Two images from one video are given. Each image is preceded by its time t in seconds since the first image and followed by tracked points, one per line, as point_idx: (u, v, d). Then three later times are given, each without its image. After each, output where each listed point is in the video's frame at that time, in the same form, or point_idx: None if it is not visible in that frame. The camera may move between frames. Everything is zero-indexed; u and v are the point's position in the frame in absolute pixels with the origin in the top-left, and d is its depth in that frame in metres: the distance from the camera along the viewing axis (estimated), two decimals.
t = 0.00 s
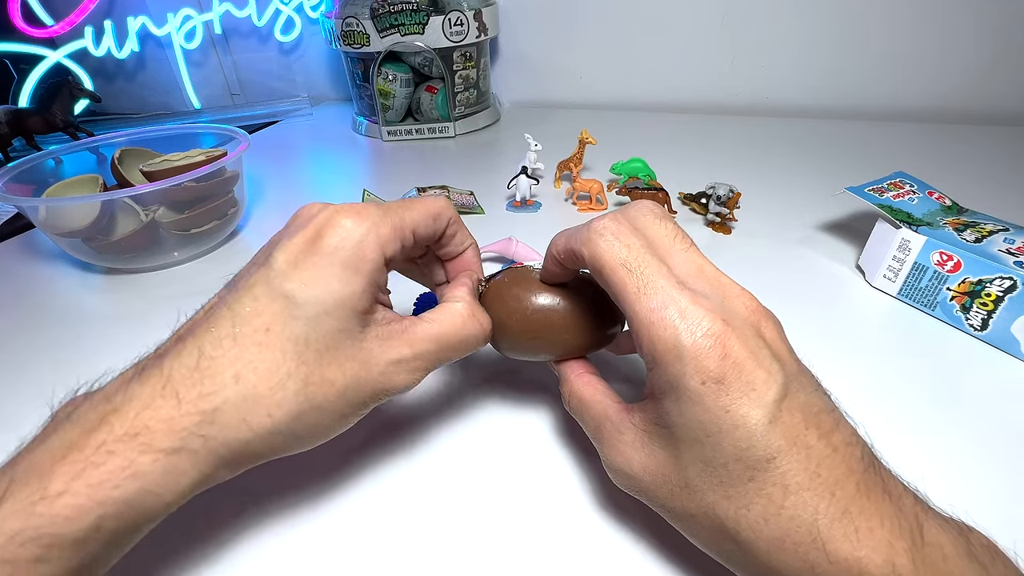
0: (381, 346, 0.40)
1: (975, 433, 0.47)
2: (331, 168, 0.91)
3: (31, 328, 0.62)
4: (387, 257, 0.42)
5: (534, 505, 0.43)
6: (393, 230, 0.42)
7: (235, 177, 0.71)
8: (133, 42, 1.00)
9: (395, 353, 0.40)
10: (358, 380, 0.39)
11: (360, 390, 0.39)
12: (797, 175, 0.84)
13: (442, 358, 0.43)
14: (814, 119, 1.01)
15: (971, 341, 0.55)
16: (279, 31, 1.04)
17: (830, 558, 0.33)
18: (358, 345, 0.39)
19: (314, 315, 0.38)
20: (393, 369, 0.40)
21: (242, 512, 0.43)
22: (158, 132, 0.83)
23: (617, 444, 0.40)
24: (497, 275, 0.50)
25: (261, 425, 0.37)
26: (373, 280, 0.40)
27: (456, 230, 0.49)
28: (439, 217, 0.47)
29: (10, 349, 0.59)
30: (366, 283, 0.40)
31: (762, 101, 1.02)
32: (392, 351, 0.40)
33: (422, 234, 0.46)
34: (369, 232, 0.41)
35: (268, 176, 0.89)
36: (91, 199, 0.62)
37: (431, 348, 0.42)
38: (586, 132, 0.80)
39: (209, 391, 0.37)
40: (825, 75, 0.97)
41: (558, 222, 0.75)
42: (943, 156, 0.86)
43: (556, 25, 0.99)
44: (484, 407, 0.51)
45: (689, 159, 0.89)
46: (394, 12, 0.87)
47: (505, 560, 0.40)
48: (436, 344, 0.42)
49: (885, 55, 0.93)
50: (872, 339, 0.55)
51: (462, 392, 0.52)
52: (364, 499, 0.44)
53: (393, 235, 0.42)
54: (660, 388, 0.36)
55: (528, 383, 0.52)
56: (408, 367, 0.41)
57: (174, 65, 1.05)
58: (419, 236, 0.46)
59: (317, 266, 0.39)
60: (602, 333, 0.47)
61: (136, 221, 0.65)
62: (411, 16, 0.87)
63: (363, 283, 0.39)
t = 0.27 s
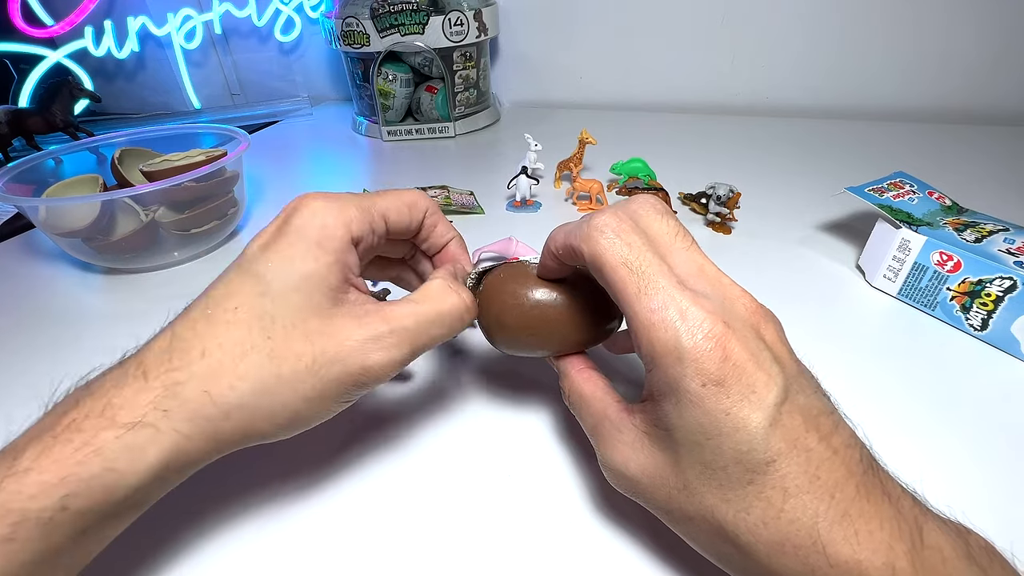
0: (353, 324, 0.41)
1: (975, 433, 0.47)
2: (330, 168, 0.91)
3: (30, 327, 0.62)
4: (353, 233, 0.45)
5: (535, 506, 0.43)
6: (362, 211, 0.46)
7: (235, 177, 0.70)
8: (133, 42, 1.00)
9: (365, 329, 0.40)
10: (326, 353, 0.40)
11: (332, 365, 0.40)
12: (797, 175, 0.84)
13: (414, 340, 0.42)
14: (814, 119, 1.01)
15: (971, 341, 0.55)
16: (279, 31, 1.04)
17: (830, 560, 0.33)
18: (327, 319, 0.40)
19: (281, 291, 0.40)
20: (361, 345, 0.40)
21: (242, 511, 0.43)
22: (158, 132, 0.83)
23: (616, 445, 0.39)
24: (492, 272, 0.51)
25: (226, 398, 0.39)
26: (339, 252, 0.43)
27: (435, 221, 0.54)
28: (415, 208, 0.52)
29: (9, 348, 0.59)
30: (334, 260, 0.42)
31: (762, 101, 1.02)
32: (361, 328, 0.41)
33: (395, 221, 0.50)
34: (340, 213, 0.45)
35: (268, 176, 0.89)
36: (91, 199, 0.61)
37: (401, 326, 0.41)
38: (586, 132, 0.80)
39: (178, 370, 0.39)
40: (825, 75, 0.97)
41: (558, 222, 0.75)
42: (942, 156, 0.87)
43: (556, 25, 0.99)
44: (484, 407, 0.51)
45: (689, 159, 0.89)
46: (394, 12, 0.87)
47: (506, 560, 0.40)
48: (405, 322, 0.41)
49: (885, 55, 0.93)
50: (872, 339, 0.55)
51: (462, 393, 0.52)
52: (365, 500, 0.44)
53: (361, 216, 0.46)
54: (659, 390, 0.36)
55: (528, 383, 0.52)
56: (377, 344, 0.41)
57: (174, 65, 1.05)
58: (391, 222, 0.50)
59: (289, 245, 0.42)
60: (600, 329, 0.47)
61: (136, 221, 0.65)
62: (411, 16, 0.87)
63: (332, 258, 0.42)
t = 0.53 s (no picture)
0: (312, 299, 0.42)
1: (974, 434, 0.47)
2: (331, 168, 0.91)
3: (29, 326, 0.62)
4: (305, 219, 0.48)
5: (536, 505, 0.43)
6: (316, 199, 0.50)
7: (235, 177, 0.70)
8: (133, 42, 1.00)
9: (328, 304, 0.41)
10: (282, 324, 0.41)
11: (287, 335, 0.41)
12: (797, 175, 0.84)
13: (377, 315, 0.42)
14: (814, 119, 1.01)
15: (971, 341, 0.55)
16: (279, 31, 1.04)
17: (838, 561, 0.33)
18: (284, 294, 0.42)
19: (235, 270, 0.43)
20: (321, 318, 0.41)
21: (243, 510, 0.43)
22: (158, 132, 0.83)
23: (621, 444, 0.39)
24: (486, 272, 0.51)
25: (178, 369, 0.40)
26: (292, 234, 0.46)
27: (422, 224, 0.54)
28: (395, 210, 0.54)
29: (9, 348, 0.59)
30: (286, 241, 0.45)
31: (763, 101, 1.02)
32: (325, 302, 0.41)
33: (360, 215, 0.53)
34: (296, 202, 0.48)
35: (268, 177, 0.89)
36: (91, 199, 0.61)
37: (365, 301, 0.42)
38: (586, 132, 0.80)
39: (133, 347, 0.41)
40: (825, 76, 0.97)
41: (558, 222, 0.75)
42: (942, 156, 0.87)
43: (556, 25, 0.99)
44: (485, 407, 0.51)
45: (689, 159, 0.89)
46: (394, 12, 0.87)
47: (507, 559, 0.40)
48: (370, 297, 0.42)
49: (885, 56, 0.93)
50: (874, 339, 0.55)
51: (461, 393, 0.52)
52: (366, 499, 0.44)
53: (316, 204, 0.49)
54: (664, 389, 0.36)
55: (528, 384, 0.52)
56: (339, 318, 0.41)
57: (174, 65, 1.05)
58: (358, 215, 0.53)
59: (245, 228, 0.45)
60: (599, 326, 0.47)
61: (136, 221, 0.65)
62: (411, 16, 0.87)
63: (286, 241, 0.45)
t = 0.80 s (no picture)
0: (348, 318, 0.42)
1: (973, 435, 0.47)
2: (330, 168, 0.91)
3: (30, 327, 0.62)
4: (341, 227, 0.46)
5: (534, 506, 0.43)
6: (348, 204, 0.47)
7: (235, 177, 0.70)
8: (133, 42, 1.00)
9: (363, 322, 0.42)
10: (318, 350, 0.41)
11: (325, 359, 0.41)
12: (797, 175, 0.84)
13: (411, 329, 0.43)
14: (814, 119, 1.01)
15: (971, 341, 0.55)
16: (279, 31, 1.04)
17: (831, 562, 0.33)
18: (314, 317, 0.42)
19: (269, 292, 0.42)
20: (359, 337, 0.41)
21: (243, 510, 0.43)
22: (158, 132, 0.83)
23: (616, 443, 0.39)
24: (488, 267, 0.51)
25: (220, 401, 0.40)
26: (327, 250, 0.44)
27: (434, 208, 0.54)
28: (411, 196, 0.53)
29: (9, 348, 0.59)
30: (321, 258, 0.43)
31: (762, 101, 1.02)
32: (360, 322, 0.42)
33: (386, 211, 0.51)
34: (324, 203, 0.46)
35: (267, 176, 0.89)
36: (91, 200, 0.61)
37: (399, 320, 0.42)
38: (586, 132, 0.80)
39: (174, 378, 0.40)
40: (825, 77, 0.97)
41: (558, 222, 0.75)
42: (942, 156, 0.87)
43: (556, 25, 0.99)
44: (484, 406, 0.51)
45: (689, 159, 0.89)
46: (394, 12, 0.87)
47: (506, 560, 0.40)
48: (405, 315, 0.42)
49: (884, 56, 0.93)
50: (874, 339, 0.55)
51: (461, 392, 0.52)
52: (364, 499, 0.44)
53: (348, 209, 0.47)
54: (658, 389, 0.36)
55: (527, 384, 0.52)
56: (378, 336, 0.42)
57: (174, 65, 1.05)
58: (382, 212, 0.51)
59: (274, 244, 0.43)
60: (597, 326, 0.47)
61: (136, 221, 0.65)
62: (411, 16, 0.87)
63: (320, 256, 0.43)
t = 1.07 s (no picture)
0: (331, 309, 0.42)
1: (973, 434, 0.47)
2: (330, 168, 0.91)
3: (30, 327, 0.62)
4: (332, 227, 0.49)
5: (535, 507, 0.43)
6: (340, 206, 0.50)
7: (235, 177, 0.70)
8: (133, 42, 1.00)
9: (345, 312, 0.42)
10: (300, 337, 0.41)
11: (306, 346, 0.41)
12: (797, 174, 0.84)
13: (396, 320, 0.43)
14: (813, 119, 1.01)
15: (971, 341, 0.55)
16: (279, 31, 1.04)
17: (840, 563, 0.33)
18: (301, 306, 0.43)
19: (258, 287, 0.43)
20: (341, 327, 0.42)
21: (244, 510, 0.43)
22: (158, 132, 0.83)
23: (624, 443, 0.39)
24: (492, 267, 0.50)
25: (199, 385, 0.40)
26: (315, 246, 0.46)
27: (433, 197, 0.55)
28: (406, 192, 0.54)
29: (9, 348, 0.59)
30: (315, 255, 0.46)
31: (762, 101, 1.02)
32: (341, 312, 0.42)
33: (381, 211, 0.53)
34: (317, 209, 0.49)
35: (268, 177, 0.89)
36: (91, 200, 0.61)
37: (381, 307, 0.42)
38: (586, 132, 0.80)
39: (157, 366, 0.41)
40: (824, 77, 0.97)
41: (558, 222, 0.75)
42: (941, 156, 0.87)
43: (556, 25, 0.99)
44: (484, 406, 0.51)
45: (689, 159, 0.89)
46: (394, 12, 0.87)
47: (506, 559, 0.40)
48: (387, 303, 0.42)
49: (884, 56, 0.93)
50: (874, 339, 0.56)
51: (461, 392, 0.52)
52: (365, 499, 0.44)
53: (341, 211, 0.50)
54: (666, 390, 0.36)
55: (528, 384, 0.52)
56: (359, 326, 0.42)
57: (174, 65, 1.05)
58: (378, 212, 0.53)
59: (269, 246, 0.46)
60: (601, 325, 0.48)
61: (136, 221, 0.65)
62: (411, 16, 0.87)
63: (308, 251, 0.46)
